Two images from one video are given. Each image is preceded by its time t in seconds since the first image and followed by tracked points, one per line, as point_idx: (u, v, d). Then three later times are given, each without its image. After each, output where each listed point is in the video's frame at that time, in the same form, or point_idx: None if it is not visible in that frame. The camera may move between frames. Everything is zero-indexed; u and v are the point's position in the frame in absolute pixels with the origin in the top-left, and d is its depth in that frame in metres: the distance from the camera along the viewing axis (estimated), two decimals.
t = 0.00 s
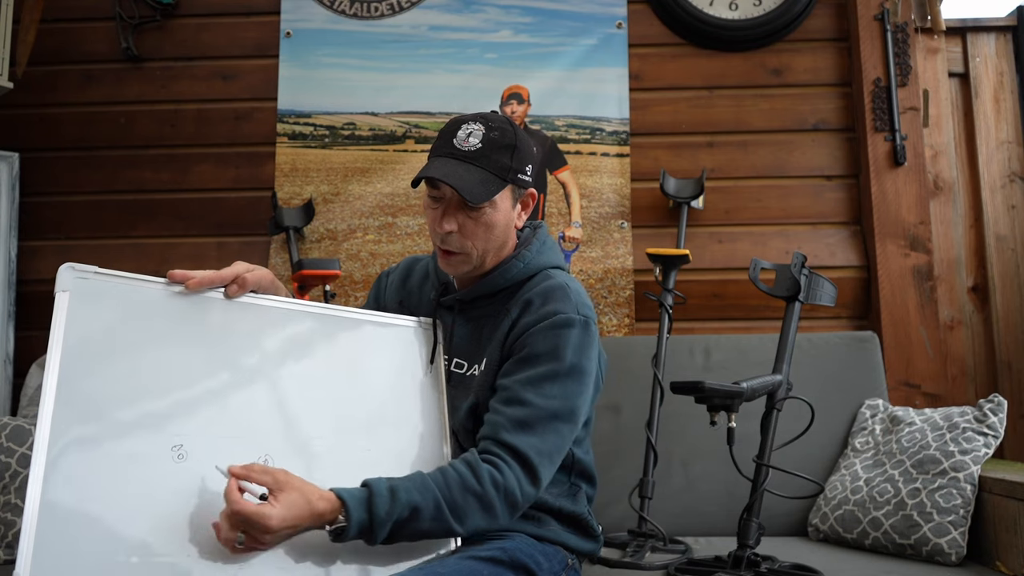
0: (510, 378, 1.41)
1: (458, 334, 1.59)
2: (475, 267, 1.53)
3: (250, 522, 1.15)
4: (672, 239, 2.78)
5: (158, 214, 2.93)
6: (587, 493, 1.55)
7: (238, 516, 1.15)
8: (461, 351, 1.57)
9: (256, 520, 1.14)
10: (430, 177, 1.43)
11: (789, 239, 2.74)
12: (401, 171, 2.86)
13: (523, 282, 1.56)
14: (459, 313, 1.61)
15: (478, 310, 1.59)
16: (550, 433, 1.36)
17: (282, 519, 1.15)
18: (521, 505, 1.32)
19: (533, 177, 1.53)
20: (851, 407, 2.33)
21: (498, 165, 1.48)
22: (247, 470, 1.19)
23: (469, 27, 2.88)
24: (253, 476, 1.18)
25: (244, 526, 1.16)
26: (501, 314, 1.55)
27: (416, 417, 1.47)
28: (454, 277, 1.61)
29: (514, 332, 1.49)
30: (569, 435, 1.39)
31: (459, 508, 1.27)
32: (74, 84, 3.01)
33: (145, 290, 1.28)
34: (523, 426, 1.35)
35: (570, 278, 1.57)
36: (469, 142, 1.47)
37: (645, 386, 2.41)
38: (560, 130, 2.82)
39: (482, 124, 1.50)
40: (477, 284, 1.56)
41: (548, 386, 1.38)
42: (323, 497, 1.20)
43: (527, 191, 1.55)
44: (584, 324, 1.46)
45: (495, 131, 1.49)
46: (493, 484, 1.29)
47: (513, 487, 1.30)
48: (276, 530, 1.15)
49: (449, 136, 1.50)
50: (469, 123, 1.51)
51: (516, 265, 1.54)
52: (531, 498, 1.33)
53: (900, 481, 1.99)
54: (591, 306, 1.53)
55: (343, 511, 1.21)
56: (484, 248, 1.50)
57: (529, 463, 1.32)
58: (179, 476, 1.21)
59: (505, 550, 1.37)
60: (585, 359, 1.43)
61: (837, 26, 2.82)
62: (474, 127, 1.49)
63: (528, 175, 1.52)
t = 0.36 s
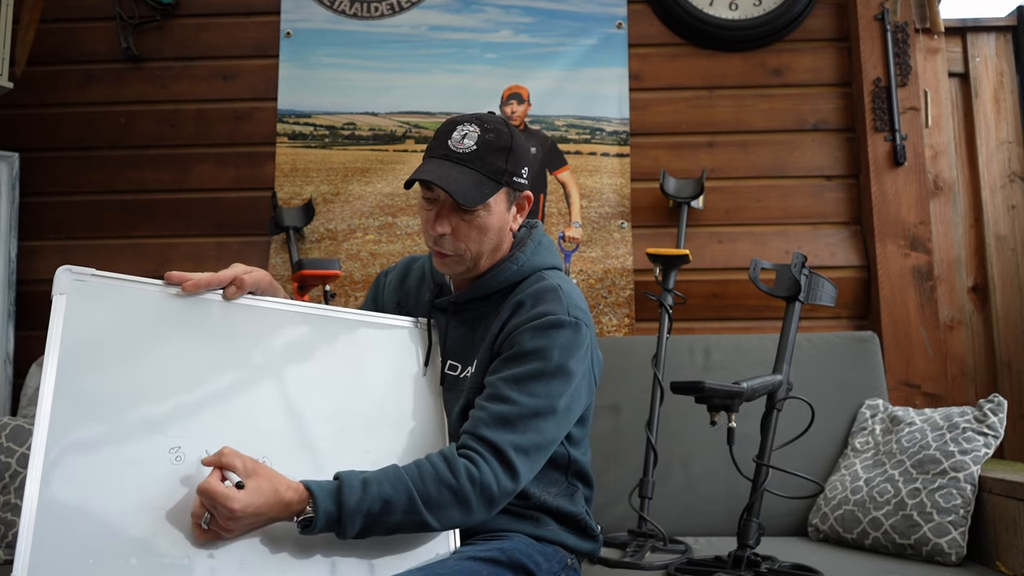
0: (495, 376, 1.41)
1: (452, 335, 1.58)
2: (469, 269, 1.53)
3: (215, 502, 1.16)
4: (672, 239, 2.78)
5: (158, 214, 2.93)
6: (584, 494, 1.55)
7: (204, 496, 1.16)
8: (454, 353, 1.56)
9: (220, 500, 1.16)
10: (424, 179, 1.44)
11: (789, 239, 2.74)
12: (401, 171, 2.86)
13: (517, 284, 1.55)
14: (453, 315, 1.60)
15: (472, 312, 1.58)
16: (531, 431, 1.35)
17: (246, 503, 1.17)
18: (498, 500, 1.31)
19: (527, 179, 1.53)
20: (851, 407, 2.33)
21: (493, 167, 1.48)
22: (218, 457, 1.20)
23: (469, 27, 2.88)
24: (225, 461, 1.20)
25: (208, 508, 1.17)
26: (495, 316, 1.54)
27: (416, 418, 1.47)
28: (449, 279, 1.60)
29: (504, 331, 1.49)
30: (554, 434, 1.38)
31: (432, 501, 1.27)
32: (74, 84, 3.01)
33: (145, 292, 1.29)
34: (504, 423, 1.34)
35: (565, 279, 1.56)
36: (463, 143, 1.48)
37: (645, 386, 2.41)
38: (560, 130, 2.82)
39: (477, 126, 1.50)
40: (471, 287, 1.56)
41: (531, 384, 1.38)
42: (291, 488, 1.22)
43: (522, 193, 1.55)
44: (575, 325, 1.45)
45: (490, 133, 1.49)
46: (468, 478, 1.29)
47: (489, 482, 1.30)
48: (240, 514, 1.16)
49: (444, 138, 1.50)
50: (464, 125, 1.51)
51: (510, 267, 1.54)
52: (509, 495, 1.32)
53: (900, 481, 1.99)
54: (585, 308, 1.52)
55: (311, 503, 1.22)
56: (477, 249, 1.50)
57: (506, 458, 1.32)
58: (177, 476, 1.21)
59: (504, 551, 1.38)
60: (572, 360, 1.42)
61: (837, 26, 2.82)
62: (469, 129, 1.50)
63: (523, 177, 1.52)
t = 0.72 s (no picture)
0: (494, 376, 1.41)
1: (451, 335, 1.57)
2: (467, 269, 1.53)
3: (213, 504, 1.16)
4: (672, 239, 2.78)
5: (158, 214, 2.93)
6: (584, 494, 1.55)
7: (201, 497, 1.16)
8: (453, 353, 1.55)
9: (218, 501, 1.15)
10: (421, 180, 1.44)
11: (789, 239, 2.74)
12: (401, 171, 2.86)
13: (516, 284, 1.55)
14: (452, 316, 1.60)
15: (471, 312, 1.58)
16: (530, 431, 1.35)
17: (244, 503, 1.17)
18: (497, 500, 1.31)
19: (524, 180, 1.53)
20: (851, 407, 2.33)
21: (490, 168, 1.48)
22: (214, 459, 1.20)
23: (469, 27, 2.88)
24: (221, 463, 1.20)
25: (207, 509, 1.17)
26: (494, 316, 1.54)
27: (416, 418, 1.47)
28: (447, 280, 1.60)
29: (503, 332, 1.49)
30: (552, 434, 1.38)
31: (431, 501, 1.27)
32: (74, 84, 3.01)
33: (145, 292, 1.28)
34: (503, 423, 1.34)
35: (563, 279, 1.56)
36: (460, 144, 1.48)
37: (644, 386, 2.41)
38: (560, 130, 2.82)
39: (473, 126, 1.50)
40: (469, 287, 1.55)
41: (530, 384, 1.38)
42: (289, 486, 1.22)
43: (518, 193, 1.55)
44: (574, 325, 1.45)
45: (486, 134, 1.49)
46: (467, 478, 1.29)
47: (487, 482, 1.30)
48: (239, 514, 1.16)
49: (441, 138, 1.50)
50: (461, 125, 1.51)
51: (508, 267, 1.54)
52: (508, 494, 1.32)
53: (900, 481, 1.99)
54: (583, 307, 1.52)
55: (309, 503, 1.22)
56: (474, 250, 1.50)
57: (505, 458, 1.32)
58: (178, 476, 1.20)
59: (504, 551, 1.38)
60: (571, 360, 1.42)
61: (837, 26, 2.82)
62: (466, 129, 1.49)
63: (519, 178, 1.52)
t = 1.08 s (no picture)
0: (496, 379, 1.41)
1: (452, 335, 1.58)
2: (467, 271, 1.53)
3: (222, 510, 1.16)
4: (672, 239, 2.78)
5: (158, 214, 2.93)
6: (584, 494, 1.55)
7: (209, 502, 1.16)
8: (454, 354, 1.55)
9: (227, 507, 1.15)
10: (420, 182, 1.44)
11: (789, 239, 2.74)
12: (401, 171, 2.86)
13: (516, 285, 1.55)
14: (453, 317, 1.60)
15: (472, 313, 1.58)
16: (533, 434, 1.35)
17: (252, 509, 1.17)
18: (501, 502, 1.31)
19: (524, 180, 1.53)
20: (851, 407, 2.33)
21: (490, 168, 1.48)
22: (222, 464, 1.20)
23: (469, 27, 2.88)
24: (229, 468, 1.19)
25: (214, 514, 1.17)
26: (495, 317, 1.54)
27: (416, 418, 1.47)
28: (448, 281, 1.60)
29: (504, 333, 1.49)
30: (556, 436, 1.38)
31: (434, 505, 1.28)
32: (74, 84, 3.01)
33: (146, 292, 1.28)
34: (505, 426, 1.34)
35: (564, 280, 1.56)
36: (460, 144, 1.48)
37: (644, 386, 2.41)
38: (560, 130, 2.82)
39: (473, 127, 1.50)
40: (469, 288, 1.55)
41: (533, 387, 1.38)
42: (295, 492, 1.22)
43: (518, 194, 1.55)
44: (575, 327, 1.45)
45: (486, 134, 1.49)
46: (470, 481, 1.29)
47: (491, 485, 1.30)
48: (246, 520, 1.17)
49: (441, 139, 1.50)
50: (460, 125, 1.51)
51: (508, 268, 1.54)
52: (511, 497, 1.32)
53: (900, 481, 1.99)
54: (584, 308, 1.52)
55: (314, 507, 1.22)
56: (475, 251, 1.50)
57: (509, 461, 1.32)
58: (179, 477, 1.21)
59: (504, 551, 1.38)
60: (573, 362, 1.42)
61: (837, 26, 2.82)
62: (465, 130, 1.49)
63: (519, 178, 1.52)
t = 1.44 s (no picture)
0: (496, 379, 1.41)
1: (452, 336, 1.58)
2: (468, 271, 1.54)
3: (222, 514, 1.16)
4: (672, 239, 2.78)
5: (158, 214, 2.93)
6: (585, 494, 1.54)
7: (210, 507, 1.16)
8: (454, 354, 1.56)
9: (227, 511, 1.16)
10: (421, 182, 1.44)
11: (789, 239, 2.74)
12: (401, 171, 2.86)
13: (516, 285, 1.55)
14: (453, 317, 1.60)
15: (472, 313, 1.58)
16: (532, 434, 1.36)
17: (252, 513, 1.17)
18: (501, 502, 1.31)
19: (524, 180, 1.53)
20: (851, 407, 2.33)
21: (490, 169, 1.48)
22: (219, 469, 1.20)
23: (469, 27, 2.88)
24: (226, 472, 1.19)
25: (214, 519, 1.17)
26: (495, 318, 1.54)
27: (416, 419, 1.47)
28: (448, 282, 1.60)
29: (504, 334, 1.49)
30: (555, 437, 1.38)
31: (434, 506, 1.28)
32: (74, 84, 3.01)
33: (146, 292, 1.29)
34: (505, 427, 1.35)
35: (565, 280, 1.56)
36: (460, 145, 1.48)
37: (644, 386, 2.41)
38: (560, 130, 2.82)
39: (474, 127, 1.50)
40: (470, 289, 1.55)
41: (532, 388, 1.38)
42: (293, 493, 1.22)
43: (519, 194, 1.55)
44: (575, 327, 1.45)
45: (487, 135, 1.49)
46: (470, 482, 1.29)
47: (490, 485, 1.30)
48: (247, 523, 1.17)
49: (441, 140, 1.50)
50: (461, 126, 1.51)
51: (508, 268, 1.54)
52: (510, 498, 1.32)
53: (900, 481, 1.99)
54: (584, 309, 1.52)
55: (313, 507, 1.23)
56: (476, 251, 1.50)
57: (508, 462, 1.32)
58: (179, 477, 1.21)
59: (504, 551, 1.38)
60: (573, 363, 1.42)
61: (837, 26, 2.82)
62: (466, 130, 1.49)
63: (520, 179, 1.52)
